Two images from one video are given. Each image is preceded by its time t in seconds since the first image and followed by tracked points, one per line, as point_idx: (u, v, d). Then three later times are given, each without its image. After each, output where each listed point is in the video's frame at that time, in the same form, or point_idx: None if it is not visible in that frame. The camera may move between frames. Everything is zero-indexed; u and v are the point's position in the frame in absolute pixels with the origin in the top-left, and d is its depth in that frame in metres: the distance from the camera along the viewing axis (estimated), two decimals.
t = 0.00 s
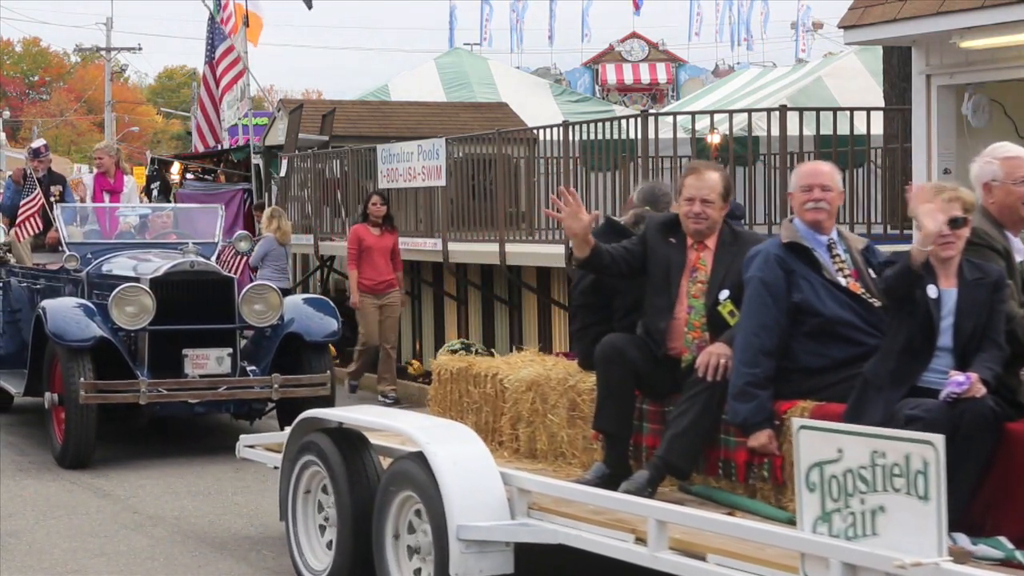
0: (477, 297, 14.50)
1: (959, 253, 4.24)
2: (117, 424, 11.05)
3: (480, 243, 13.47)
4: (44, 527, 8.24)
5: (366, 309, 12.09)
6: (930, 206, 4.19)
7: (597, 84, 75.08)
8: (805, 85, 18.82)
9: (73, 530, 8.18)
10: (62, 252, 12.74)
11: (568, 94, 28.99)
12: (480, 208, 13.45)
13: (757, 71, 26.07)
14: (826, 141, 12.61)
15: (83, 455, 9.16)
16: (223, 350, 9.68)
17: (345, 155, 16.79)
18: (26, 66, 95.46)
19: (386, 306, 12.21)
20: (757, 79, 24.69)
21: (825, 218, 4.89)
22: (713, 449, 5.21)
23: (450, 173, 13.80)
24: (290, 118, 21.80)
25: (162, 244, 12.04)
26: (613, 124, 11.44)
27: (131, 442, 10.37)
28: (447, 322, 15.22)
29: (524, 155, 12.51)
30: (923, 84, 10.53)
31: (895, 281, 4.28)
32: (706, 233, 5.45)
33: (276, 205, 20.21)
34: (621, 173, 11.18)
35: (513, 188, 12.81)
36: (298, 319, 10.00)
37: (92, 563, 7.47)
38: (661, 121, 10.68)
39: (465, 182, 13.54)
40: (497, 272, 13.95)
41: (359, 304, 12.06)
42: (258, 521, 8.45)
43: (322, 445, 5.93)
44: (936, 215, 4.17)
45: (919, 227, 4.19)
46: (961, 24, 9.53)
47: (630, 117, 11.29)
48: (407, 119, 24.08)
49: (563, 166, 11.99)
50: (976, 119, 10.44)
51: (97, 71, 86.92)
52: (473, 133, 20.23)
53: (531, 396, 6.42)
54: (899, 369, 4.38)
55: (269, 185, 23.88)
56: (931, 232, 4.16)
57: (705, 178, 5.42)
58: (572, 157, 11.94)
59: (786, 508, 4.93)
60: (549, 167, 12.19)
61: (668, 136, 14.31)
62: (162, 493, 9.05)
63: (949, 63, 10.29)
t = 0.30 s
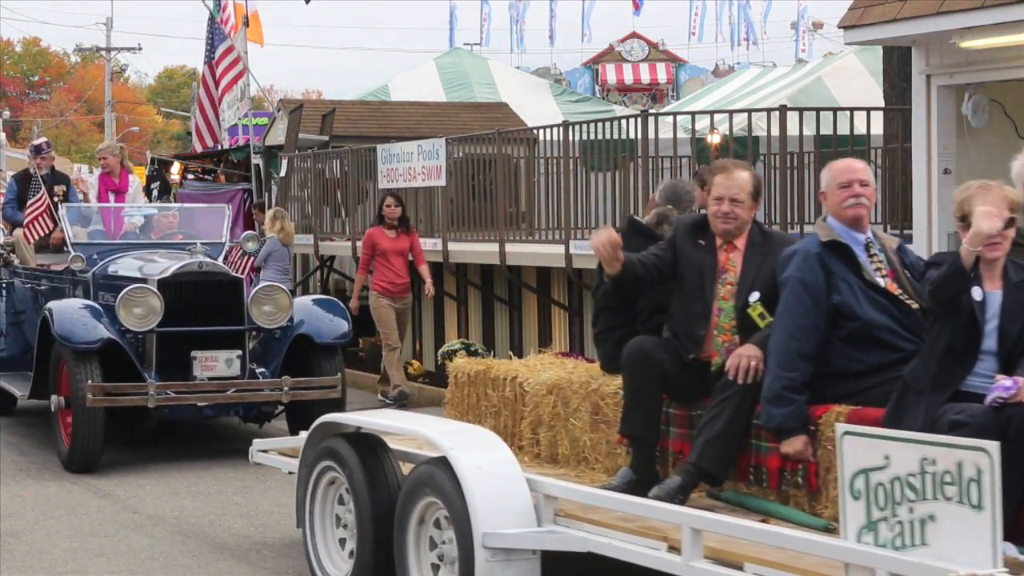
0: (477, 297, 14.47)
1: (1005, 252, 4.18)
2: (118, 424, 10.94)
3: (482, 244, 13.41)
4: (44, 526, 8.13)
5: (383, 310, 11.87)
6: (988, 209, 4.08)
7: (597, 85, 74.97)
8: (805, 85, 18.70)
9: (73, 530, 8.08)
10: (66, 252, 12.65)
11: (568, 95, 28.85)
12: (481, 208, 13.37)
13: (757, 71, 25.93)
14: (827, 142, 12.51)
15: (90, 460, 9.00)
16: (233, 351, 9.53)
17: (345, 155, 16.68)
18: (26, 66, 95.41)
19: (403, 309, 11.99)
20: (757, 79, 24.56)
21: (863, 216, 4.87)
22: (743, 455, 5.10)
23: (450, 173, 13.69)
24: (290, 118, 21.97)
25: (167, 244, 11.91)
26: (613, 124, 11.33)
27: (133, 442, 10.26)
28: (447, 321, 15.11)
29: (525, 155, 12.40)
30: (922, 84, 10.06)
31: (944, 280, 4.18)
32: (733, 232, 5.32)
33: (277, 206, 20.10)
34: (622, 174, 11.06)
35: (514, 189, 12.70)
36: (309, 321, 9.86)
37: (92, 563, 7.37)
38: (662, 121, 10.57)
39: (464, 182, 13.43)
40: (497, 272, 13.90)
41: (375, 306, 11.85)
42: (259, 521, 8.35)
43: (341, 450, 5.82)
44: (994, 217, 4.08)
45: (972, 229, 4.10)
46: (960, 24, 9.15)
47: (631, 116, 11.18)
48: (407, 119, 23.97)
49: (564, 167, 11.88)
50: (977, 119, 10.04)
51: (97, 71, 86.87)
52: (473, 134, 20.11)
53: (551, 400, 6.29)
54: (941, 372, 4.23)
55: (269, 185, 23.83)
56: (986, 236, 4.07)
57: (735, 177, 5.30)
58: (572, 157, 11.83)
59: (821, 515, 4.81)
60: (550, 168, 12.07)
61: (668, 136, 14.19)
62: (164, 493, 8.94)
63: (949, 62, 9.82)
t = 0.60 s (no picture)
0: (477, 296, 14.49)
1: None
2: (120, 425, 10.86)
3: (482, 244, 13.35)
4: (44, 526, 8.07)
5: (393, 311, 11.79)
6: None
7: (597, 85, 74.85)
8: (805, 85, 18.64)
9: (72, 530, 8.02)
10: (70, 252, 12.58)
11: (569, 95, 28.74)
12: (481, 208, 13.30)
13: (757, 71, 25.82)
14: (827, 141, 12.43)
15: (97, 464, 8.87)
16: (242, 354, 9.39)
17: (344, 156, 16.57)
18: (27, 67, 95.37)
19: (415, 311, 11.85)
20: (757, 79, 24.45)
21: (901, 214, 4.74)
22: (775, 460, 5.01)
23: (450, 173, 13.62)
24: (291, 118, 21.94)
25: (174, 245, 11.77)
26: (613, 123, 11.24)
27: (135, 443, 10.18)
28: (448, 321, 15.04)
29: (524, 155, 12.33)
30: (922, 84, 9.87)
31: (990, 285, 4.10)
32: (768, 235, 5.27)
33: (274, 207, 20.00)
34: (621, 174, 10.98)
35: (514, 189, 12.62)
36: (319, 323, 9.72)
37: (92, 563, 7.31)
38: (662, 121, 10.48)
39: (464, 182, 13.36)
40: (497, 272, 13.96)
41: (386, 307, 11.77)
42: (259, 520, 8.27)
43: (358, 454, 5.71)
44: None
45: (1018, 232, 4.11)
46: (960, 24, 9.00)
47: (631, 116, 11.09)
48: (407, 118, 23.89)
49: (564, 167, 11.81)
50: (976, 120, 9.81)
51: (98, 71, 86.89)
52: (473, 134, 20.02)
53: (572, 403, 6.17)
54: (983, 377, 4.11)
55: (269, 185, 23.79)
56: None
57: (764, 176, 5.16)
58: (572, 157, 11.76)
59: (855, 521, 4.71)
60: (550, 169, 12.00)
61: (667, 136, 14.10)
62: (165, 493, 8.86)
63: (949, 62, 9.64)
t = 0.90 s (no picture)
0: (476, 296, 14.43)
1: None
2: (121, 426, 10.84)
3: (484, 244, 13.27)
4: (43, 526, 8.05)
5: (410, 315, 11.67)
6: None
7: (597, 86, 74.72)
8: (805, 85, 18.57)
9: (71, 530, 8.00)
10: (75, 254, 12.60)
11: (569, 95, 28.64)
12: (481, 208, 13.26)
13: (757, 71, 25.72)
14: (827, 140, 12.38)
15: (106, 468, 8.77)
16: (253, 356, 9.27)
17: (344, 156, 16.51)
18: (27, 68, 95.36)
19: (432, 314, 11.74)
20: (757, 79, 24.37)
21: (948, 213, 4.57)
22: (805, 465, 4.89)
23: (450, 173, 13.60)
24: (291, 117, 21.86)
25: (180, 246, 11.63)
26: (614, 124, 11.26)
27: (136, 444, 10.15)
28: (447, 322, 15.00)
29: (524, 156, 12.31)
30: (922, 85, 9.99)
31: None
32: (795, 237, 5.13)
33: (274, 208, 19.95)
34: (622, 174, 11.00)
35: (514, 190, 12.60)
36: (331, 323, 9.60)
37: (92, 563, 7.30)
38: (662, 121, 10.43)
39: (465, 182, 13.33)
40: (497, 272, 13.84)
41: (404, 310, 11.65)
42: (258, 520, 8.24)
43: (376, 459, 5.61)
44: None
45: None
46: (960, 24, 9.08)
47: (631, 116, 11.08)
48: (407, 118, 23.83)
49: (564, 167, 11.80)
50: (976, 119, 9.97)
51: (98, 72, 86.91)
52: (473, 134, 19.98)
53: (593, 406, 6.05)
54: None
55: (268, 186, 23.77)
56: None
57: (794, 174, 5.07)
58: (572, 157, 11.75)
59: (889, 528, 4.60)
60: (550, 169, 12.00)
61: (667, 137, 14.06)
62: (167, 493, 8.82)
63: (948, 62, 9.77)
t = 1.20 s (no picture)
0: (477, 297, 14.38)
1: None
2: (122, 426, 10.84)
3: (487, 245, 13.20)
4: (43, 526, 8.06)
5: (434, 313, 11.39)
6: None
7: (597, 86, 74.64)
8: (805, 85, 18.49)
9: (71, 530, 7.99)
10: (79, 256, 12.38)
11: (569, 95, 28.50)
12: (481, 208, 13.22)
13: (756, 71, 25.62)
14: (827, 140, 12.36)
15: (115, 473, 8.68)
16: (264, 358, 9.15)
17: (344, 155, 16.44)
18: (29, 68, 95.34)
19: (456, 311, 11.48)
20: (757, 79, 24.27)
21: (982, 214, 4.46)
22: (837, 470, 4.77)
23: (450, 173, 13.54)
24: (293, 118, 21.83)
25: (188, 246, 11.52)
26: (613, 123, 11.23)
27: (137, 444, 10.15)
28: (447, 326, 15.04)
29: (524, 155, 12.30)
30: (923, 84, 10.18)
31: None
32: (825, 234, 4.96)
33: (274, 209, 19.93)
34: (622, 174, 11.00)
35: (514, 191, 12.59)
36: (343, 325, 9.47)
37: (92, 563, 7.28)
38: (662, 121, 10.41)
39: (464, 182, 13.31)
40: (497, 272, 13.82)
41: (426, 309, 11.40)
42: (258, 520, 8.24)
43: (395, 464, 5.51)
44: None
45: None
46: (960, 24, 9.24)
47: (631, 116, 11.07)
48: (407, 118, 23.79)
49: (564, 167, 11.80)
50: (976, 118, 10.18)
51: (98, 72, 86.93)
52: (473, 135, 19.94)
53: (615, 410, 5.93)
54: None
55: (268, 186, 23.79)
56: None
57: (824, 172, 4.94)
58: (572, 157, 11.74)
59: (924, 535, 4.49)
60: (550, 169, 11.99)
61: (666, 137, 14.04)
62: (170, 494, 8.79)
63: (949, 62, 9.96)
